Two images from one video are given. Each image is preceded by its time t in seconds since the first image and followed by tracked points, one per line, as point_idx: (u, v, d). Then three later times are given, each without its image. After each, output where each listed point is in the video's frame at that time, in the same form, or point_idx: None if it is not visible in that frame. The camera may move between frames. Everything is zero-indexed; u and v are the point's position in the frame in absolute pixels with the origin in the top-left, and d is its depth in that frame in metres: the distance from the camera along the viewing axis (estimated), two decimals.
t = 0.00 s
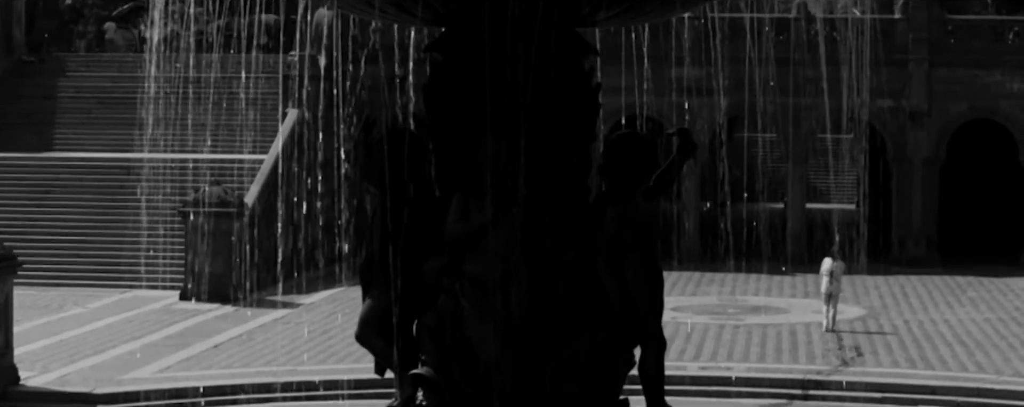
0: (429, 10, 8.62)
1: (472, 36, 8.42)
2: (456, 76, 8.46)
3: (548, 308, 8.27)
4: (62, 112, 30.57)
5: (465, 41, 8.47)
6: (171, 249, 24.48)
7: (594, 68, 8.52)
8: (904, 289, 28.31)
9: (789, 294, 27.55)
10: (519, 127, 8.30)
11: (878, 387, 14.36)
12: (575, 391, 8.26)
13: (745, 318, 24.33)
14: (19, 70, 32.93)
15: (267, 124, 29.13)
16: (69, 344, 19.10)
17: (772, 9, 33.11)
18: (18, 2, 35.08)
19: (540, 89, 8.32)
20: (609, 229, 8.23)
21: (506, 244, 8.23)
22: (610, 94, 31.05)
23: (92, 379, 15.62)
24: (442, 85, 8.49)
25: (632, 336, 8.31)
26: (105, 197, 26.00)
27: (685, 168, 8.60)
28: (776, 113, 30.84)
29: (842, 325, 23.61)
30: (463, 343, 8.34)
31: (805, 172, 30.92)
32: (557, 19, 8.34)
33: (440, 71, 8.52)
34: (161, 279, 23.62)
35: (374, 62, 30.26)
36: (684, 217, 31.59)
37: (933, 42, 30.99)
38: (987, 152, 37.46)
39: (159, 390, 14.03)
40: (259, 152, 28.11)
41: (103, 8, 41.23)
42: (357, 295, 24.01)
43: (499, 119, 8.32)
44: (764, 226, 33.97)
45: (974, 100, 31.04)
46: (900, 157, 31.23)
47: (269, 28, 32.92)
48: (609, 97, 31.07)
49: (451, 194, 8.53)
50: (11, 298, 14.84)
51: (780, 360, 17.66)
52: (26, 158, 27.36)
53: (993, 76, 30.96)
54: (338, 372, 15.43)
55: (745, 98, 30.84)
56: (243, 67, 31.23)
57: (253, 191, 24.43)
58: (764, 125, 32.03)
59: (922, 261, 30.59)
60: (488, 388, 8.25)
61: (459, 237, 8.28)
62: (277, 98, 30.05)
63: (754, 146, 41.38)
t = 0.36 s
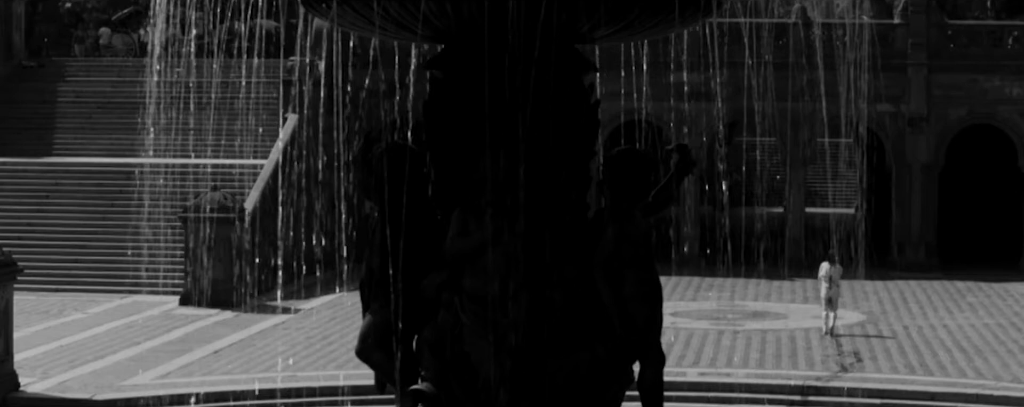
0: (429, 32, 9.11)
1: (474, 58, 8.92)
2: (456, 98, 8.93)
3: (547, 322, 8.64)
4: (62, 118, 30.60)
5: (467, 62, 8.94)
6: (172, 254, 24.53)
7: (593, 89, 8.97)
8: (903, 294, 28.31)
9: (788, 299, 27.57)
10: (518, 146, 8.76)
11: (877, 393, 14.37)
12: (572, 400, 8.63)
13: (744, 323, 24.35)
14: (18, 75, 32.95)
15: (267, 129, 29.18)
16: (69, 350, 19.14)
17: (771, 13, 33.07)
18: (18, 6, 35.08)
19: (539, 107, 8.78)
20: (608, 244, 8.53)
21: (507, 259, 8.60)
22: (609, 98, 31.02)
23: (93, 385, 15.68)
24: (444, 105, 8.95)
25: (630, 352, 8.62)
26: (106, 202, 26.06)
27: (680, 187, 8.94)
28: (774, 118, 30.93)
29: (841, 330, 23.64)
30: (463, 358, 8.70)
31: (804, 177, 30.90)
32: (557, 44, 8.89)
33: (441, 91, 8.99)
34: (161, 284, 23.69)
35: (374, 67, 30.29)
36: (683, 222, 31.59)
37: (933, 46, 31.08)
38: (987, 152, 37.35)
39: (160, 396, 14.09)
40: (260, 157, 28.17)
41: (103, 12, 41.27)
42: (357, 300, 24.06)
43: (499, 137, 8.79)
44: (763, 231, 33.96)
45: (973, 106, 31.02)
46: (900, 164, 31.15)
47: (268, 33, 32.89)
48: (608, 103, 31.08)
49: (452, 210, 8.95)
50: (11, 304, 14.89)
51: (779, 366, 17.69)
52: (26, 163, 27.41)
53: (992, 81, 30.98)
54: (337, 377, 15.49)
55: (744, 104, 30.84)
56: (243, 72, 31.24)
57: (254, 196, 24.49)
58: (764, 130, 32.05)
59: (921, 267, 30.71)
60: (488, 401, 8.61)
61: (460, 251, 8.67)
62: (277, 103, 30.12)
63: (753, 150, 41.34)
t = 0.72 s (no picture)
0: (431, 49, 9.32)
1: (473, 74, 9.12)
2: (456, 115, 9.16)
3: (548, 338, 8.83)
4: (62, 123, 30.62)
5: (466, 78, 9.17)
6: (172, 259, 24.52)
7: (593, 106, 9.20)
8: (903, 300, 28.32)
9: (787, 305, 27.56)
10: (518, 163, 8.96)
11: (878, 399, 14.34)
12: None
13: (745, 329, 24.34)
14: (18, 80, 32.94)
15: (267, 135, 29.19)
16: (69, 356, 19.15)
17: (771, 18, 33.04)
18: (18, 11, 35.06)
19: (540, 125, 9.00)
20: (607, 259, 8.83)
21: (505, 275, 8.81)
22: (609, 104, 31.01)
23: (92, 392, 15.69)
24: (445, 120, 9.17)
25: (630, 366, 8.90)
26: (107, 207, 26.07)
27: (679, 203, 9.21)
28: (774, 123, 30.91)
29: (841, 336, 23.64)
30: (464, 373, 8.91)
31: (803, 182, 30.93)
32: (556, 54, 9.04)
33: (441, 106, 9.21)
34: (161, 290, 23.71)
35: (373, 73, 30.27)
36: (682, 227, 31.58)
37: (933, 52, 31.13)
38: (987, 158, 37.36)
39: (161, 401, 14.10)
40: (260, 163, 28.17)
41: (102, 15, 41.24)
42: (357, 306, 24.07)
43: (499, 154, 9.00)
44: (762, 236, 33.98)
45: (973, 111, 31.06)
46: (900, 167, 31.17)
47: (268, 38, 32.85)
48: (608, 108, 31.08)
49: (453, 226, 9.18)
50: (11, 311, 14.95)
51: (779, 372, 17.72)
52: (26, 167, 27.41)
53: (992, 87, 31.00)
54: (336, 384, 15.50)
55: (742, 110, 30.81)
56: (242, 78, 31.22)
57: (255, 202, 24.48)
58: (764, 134, 32.08)
59: (920, 273, 30.61)
60: None
61: (461, 268, 8.89)
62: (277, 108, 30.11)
63: (752, 155, 41.30)
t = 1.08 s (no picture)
0: (432, 69, 9.62)
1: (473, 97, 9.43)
2: (456, 137, 9.46)
3: (548, 360, 9.19)
4: (62, 130, 30.70)
5: (466, 101, 9.46)
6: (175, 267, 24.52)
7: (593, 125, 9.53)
8: (902, 308, 28.39)
9: (786, 313, 27.61)
10: (517, 185, 9.30)
11: None
12: None
13: (744, 338, 24.37)
14: (18, 87, 32.99)
15: (269, 142, 29.21)
16: (69, 364, 19.19)
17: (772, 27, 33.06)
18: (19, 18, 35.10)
19: (540, 146, 9.31)
20: (606, 281, 9.33)
21: (505, 300, 9.16)
22: (609, 113, 31.08)
23: (93, 400, 15.76)
24: (444, 139, 9.47)
25: (627, 386, 9.35)
26: (109, 215, 26.11)
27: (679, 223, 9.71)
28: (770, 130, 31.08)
29: (842, 345, 23.67)
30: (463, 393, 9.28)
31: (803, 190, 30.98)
32: (554, 82, 9.41)
33: (442, 127, 9.49)
34: (162, 298, 23.76)
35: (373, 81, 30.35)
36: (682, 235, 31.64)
37: (931, 59, 31.26)
38: (988, 167, 37.41)
39: None
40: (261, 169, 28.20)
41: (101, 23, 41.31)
42: (357, 314, 24.11)
43: (500, 178, 9.32)
44: (762, 244, 33.95)
45: (973, 119, 31.11)
46: (899, 176, 31.19)
47: (269, 47, 32.92)
48: (608, 117, 31.15)
49: (453, 247, 9.53)
50: (12, 320, 15.02)
51: (779, 381, 17.74)
52: (26, 174, 27.45)
53: (991, 95, 31.02)
54: (335, 393, 15.56)
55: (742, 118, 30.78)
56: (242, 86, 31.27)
57: (255, 211, 24.49)
58: (763, 143, 32.10)
59: (920, 281, 30.66)
60: None
61: (462, 289, 9.28)
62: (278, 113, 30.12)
63: (751, 163, 41.35)
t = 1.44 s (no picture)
0: (432, 91, 9.76)
1: (474, 119, 9.59)
2: (457, 158, 9.63)
3: (548, 380, 9.45)
4: (62, 140, 30.69)
5: (466, 123, 9.63)
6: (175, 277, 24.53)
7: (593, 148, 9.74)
8: (902, 318, 28.44)
9: (786, 323, 27.63)
10: (519, 206, 9.49)
11: None
12: None
13: (744, 347, 24.41)
14: (17, 96, 32.97)
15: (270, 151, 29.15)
16: (69, 375, 19.21)
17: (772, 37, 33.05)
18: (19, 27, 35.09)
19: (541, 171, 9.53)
20: (606, 301, 9.66)
21: (506, 316, 9.42)
22: (609, 122, 31.08)
23: None
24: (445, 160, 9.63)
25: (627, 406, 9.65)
26: (108, 225, 26.10)
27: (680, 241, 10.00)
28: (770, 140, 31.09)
29: (842, 354, 23.70)
30: None
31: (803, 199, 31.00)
32: (556, 105, 9.60)
33: (443, 148, 9.67)
34: (164, 307, 23.79)
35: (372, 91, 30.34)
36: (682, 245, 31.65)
37: (930, 69, 31.25)
38: (987, 177, 37.44)
39: None
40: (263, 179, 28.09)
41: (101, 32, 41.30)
42: (358, 324, 24.14)
43: (502, 199, 9.51)
44: (762, 254, 33.94)
45: (972, 128, 31.14)
46: (898, 186, 31.22)
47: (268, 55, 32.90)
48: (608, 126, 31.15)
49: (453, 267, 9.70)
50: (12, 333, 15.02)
51: (779, 392, 17.77)
52: (26, 183, 27.48)
53: (990, 104, 31.12)
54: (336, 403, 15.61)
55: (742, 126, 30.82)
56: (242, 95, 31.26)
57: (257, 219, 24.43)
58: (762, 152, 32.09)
59: (920, 291, 30.71)
60: None
61: (462, 309, 9.52)
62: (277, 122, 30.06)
63: (750, 171, 41.35)
